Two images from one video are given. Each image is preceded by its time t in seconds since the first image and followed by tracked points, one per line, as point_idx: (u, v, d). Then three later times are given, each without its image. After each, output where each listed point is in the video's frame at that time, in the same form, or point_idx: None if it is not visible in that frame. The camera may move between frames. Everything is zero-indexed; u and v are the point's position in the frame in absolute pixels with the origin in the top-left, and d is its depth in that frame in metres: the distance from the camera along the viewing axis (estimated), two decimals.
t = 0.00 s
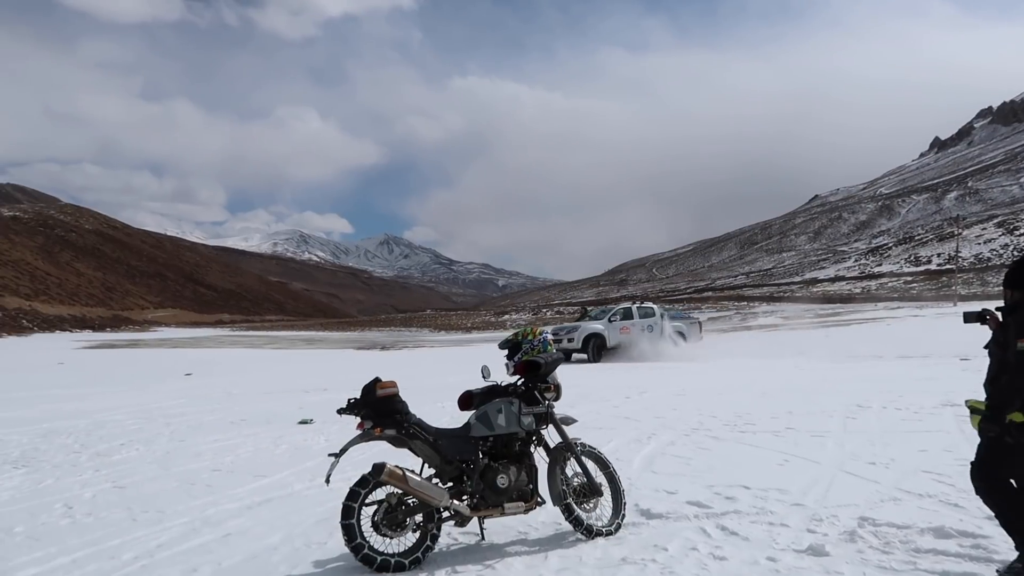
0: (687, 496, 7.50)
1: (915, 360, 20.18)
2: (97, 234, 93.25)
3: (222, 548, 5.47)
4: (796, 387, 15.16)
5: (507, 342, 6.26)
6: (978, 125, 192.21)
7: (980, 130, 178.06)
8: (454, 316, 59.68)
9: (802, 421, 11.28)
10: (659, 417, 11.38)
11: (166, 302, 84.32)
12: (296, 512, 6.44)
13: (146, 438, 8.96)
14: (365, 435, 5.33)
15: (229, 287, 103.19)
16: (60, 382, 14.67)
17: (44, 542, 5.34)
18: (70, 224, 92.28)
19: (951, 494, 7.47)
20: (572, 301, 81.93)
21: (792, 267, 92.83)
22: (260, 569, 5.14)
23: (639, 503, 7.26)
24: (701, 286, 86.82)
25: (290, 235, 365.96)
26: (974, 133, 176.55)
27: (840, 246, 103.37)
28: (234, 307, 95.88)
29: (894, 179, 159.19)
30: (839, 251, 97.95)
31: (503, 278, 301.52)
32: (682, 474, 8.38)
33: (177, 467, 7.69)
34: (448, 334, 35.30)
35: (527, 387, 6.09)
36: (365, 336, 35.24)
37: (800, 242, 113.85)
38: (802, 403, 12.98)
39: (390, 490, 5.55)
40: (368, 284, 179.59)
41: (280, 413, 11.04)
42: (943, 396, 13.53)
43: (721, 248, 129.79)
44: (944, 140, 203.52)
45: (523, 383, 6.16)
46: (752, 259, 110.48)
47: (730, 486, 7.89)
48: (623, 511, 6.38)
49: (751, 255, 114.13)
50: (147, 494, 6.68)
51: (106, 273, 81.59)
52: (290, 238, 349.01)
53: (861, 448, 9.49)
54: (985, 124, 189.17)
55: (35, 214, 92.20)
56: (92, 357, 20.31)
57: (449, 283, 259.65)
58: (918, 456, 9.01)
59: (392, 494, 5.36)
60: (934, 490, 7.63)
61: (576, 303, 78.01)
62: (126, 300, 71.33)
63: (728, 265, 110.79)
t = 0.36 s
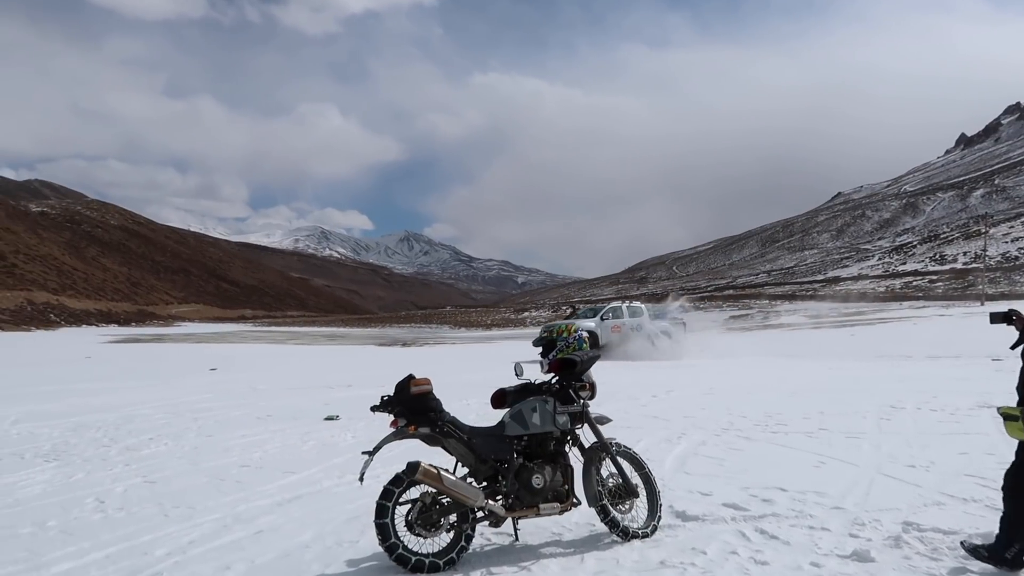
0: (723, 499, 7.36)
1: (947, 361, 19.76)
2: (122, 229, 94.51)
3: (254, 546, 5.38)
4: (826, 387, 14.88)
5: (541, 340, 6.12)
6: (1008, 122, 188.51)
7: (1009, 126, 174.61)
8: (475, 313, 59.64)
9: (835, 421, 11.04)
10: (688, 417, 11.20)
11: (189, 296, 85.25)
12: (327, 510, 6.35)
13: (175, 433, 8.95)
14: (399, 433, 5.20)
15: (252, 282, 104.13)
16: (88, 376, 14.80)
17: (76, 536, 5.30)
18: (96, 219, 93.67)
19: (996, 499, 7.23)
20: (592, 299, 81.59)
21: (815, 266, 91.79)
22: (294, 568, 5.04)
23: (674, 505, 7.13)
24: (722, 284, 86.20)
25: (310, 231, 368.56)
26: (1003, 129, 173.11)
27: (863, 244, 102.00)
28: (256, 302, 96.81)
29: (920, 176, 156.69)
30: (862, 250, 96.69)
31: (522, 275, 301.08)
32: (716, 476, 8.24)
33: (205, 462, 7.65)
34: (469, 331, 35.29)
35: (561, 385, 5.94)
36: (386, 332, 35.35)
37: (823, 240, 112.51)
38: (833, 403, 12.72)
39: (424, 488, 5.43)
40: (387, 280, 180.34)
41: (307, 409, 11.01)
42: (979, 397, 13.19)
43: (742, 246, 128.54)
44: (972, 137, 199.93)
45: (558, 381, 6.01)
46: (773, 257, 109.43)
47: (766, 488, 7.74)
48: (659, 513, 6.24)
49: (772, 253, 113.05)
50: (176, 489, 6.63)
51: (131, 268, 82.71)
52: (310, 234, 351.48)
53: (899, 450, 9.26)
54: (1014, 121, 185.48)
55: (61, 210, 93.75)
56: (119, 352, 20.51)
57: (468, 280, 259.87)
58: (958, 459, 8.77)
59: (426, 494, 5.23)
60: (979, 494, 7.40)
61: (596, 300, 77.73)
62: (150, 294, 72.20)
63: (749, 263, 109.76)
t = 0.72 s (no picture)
0: (770, 507, 7.13)
1: (987, 368, 19.21)
2: (149, 234, 95.89)
3: (295, 553, 5.25)
4: (864, 394, 14.51)
5: (587, 345, 5.93)
6: None
7: None
8: (498, 317, 59.52)
9: (879, 429, 10.70)
10: (725, 425, 10.98)
11: (214, 300, 86.21)
12: (366, 517, 6.20)
13: (207, 437, 8.87)
14: (444, 439, 5.01)
15: (276, 286, 105.06)
16: (120, 379, 14.87)
17: (118, 542, 5.21)
18: (124, 224, 95.15)
19: None
20: (614, 304, 81.14)
21: (841, 271, 90.51)
22: None
23: (722, 514, 6.90)
24: (746, 289, 85.36)
25: (332, 235, 371.43)
26: None
27: (891, 249, 100.37)
28: (280, 305, 97.60)
29: (950, 180, 153.87)
30: (890, 255, 95.10)
31: (542, 280, 300.58)
32: (761, 484, 8.01)
33: (241, 467, 7.56)
34: (493, 335, 35.15)
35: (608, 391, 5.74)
36: (410, 337, 35.32)
37: (849, 245, 110.97)
38: (874, 410, 12.39)
39: (469, 495, 5.27)
40: (409, 284, 181.03)
41: (338, 413, 10.93)
42: None
43: (765, 251, 127.16)
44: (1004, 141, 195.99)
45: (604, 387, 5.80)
46: (799, 262, 108.13)
47: (814, 497, 7.49)
48: (708, 523, 6.00)
49: (798, 258, 111.71)
50: (213, 494, 6.52)
51: (158, 272, 83.81)
52: (332, 239, 354.28)
53: (950, 460, 8.91)
54: None
55: (91, 216, 95.37)
56: (148, 355, 20.64)
57: (489, 284, 260.08)
58: (1014, 470, 8.39)
59: (472, 502, 5.06)
60: None
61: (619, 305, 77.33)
62: (177, 298, 73.10)
63: (774, 269, 108.55)
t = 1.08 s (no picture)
0: (811, 516, 6.95)
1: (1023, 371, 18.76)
2: (172, 242, 97.08)
3: (329, 563, 5.13)
4: (897, 398, 14.21)
5: (624, 351, 5.78)
6: None
7: None
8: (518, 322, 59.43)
9: (916, 435, 10.44)
10: (758, 432, 10.81)
11: (236, 307, 87.01)
12: (398, 525, 6.09)
13: (235, 444, 8.83)
14: (480, 448, 4.88)
15: (296, 292, 105.86)
16: (147, 386, 14.94)
17: (150, 550, 5.13)
18: (147, 232, 96.41)
19: None
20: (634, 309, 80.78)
21: (864, 274, 89.34)
22: None
23: (762, 524, 6.74)
24: (767, 292, 84.58)
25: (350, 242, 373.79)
26: None
27: (915, 251, 98.95)
28: (300, 311, 98.31)
29: (975, 180, 151.41)
30: (914, 256, 93.72)
31: (560, 285, 300.01)
32: (799, 492, 7.82)
33: (270, 474, 7.49)
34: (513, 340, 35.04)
35: (646, 398, 5.59)
36: (430, 341, 35.32)
37: (872, 247, 109.61)
38: (908, 415, 12.13)
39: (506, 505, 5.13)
40: (427, 290, 181.55)
41: (365, 419, 10.88)
42: None
43: (786, 254, 125.94)
44: None
45: (642, 394, 5.66)
46: (820, 264, 106.97)
47: (856, 506, 7.29)
48: (749, 533, 5.83)
49: (819, 261, 110.52)
50: (244, 502, 6.45)
51: (181, 280, 84.73)
52: (351, 245, 356.53)
53: (993, 467, 8.64)
54: None
55: (115, 225, 96.76)
56: (173, 362, 20.76)
57: (507, 289, 260.11)
58: None
59: (510, 512, 4.93)
60: None
61: (638, 310, 76.97)
62: (199, 305, 73.84)
63: (795, 271, 107.49)
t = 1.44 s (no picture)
0: (871, 520, 6.66)
1: None
2: (208, 246, 98.94)
3: (379, 568, 5.03)
4: (949, 397, 13.72)
5: (677, 351, 5.59)
6: None
7: None
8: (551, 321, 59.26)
9: (975, 435, 10.03)
10: (805, 432, 10.52)
11: (271, 309, 88.32)
12: (445, 528, 5.98)
13: (278, 445, 8.83)
14: (533, 450, 4.74)
15: (330, 295, 107.06)
16: (188, 388, 15.12)
17: (200, 554, 5.09)
18: (185, 237, 98.44)
19: None
20: (667, 308, 79.99)
21: (903, 269, 87.28)
22: None
23: (821, 528, 6.48)
24: (803, 289, 83.12)
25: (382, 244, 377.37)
26: None
27: (956, 245, 96.34)
28: (334, 313, 99.43)
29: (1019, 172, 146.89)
30: (956, 251, 91.26)
31: (591, 284, 298.62)
32: (855, 494, 7.53)
33: (314, 477, 7.44)
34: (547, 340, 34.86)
35: (701, 399, 5.40)
36: (463, 342, 35.37)
37: (911, 242, 107.04)
38: (963, 415, 11.69)
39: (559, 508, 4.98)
40: (458, 291, 182.23)
41: (403, 420, 10.84)
42: None
43: (821, 250, 123.58)
44: None
45: (697, 395, 5.47)
46: (857, 260, 104.81)
47: (918, 509, 6.98)
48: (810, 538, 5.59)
49: (856, 257, 108.27)
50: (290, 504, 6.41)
51: (218, 284, 86.26)
52: (384, 246, 360.62)
53: None
54: None
55: (153, 231, 98.92)
56: (212, 364, 21.03)
57: (538, 289, 259.83)
58: None
59: (563, 516, 4.78)
60: None
61: (671, 309, 76.21)
62: (236, 308, 75.00)
63: (831, 268, 105.47)
